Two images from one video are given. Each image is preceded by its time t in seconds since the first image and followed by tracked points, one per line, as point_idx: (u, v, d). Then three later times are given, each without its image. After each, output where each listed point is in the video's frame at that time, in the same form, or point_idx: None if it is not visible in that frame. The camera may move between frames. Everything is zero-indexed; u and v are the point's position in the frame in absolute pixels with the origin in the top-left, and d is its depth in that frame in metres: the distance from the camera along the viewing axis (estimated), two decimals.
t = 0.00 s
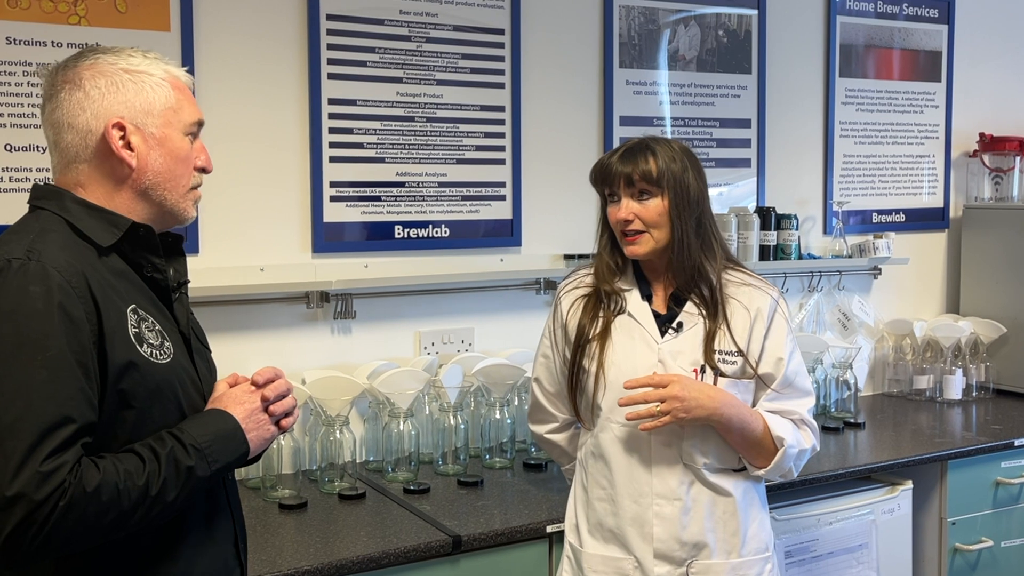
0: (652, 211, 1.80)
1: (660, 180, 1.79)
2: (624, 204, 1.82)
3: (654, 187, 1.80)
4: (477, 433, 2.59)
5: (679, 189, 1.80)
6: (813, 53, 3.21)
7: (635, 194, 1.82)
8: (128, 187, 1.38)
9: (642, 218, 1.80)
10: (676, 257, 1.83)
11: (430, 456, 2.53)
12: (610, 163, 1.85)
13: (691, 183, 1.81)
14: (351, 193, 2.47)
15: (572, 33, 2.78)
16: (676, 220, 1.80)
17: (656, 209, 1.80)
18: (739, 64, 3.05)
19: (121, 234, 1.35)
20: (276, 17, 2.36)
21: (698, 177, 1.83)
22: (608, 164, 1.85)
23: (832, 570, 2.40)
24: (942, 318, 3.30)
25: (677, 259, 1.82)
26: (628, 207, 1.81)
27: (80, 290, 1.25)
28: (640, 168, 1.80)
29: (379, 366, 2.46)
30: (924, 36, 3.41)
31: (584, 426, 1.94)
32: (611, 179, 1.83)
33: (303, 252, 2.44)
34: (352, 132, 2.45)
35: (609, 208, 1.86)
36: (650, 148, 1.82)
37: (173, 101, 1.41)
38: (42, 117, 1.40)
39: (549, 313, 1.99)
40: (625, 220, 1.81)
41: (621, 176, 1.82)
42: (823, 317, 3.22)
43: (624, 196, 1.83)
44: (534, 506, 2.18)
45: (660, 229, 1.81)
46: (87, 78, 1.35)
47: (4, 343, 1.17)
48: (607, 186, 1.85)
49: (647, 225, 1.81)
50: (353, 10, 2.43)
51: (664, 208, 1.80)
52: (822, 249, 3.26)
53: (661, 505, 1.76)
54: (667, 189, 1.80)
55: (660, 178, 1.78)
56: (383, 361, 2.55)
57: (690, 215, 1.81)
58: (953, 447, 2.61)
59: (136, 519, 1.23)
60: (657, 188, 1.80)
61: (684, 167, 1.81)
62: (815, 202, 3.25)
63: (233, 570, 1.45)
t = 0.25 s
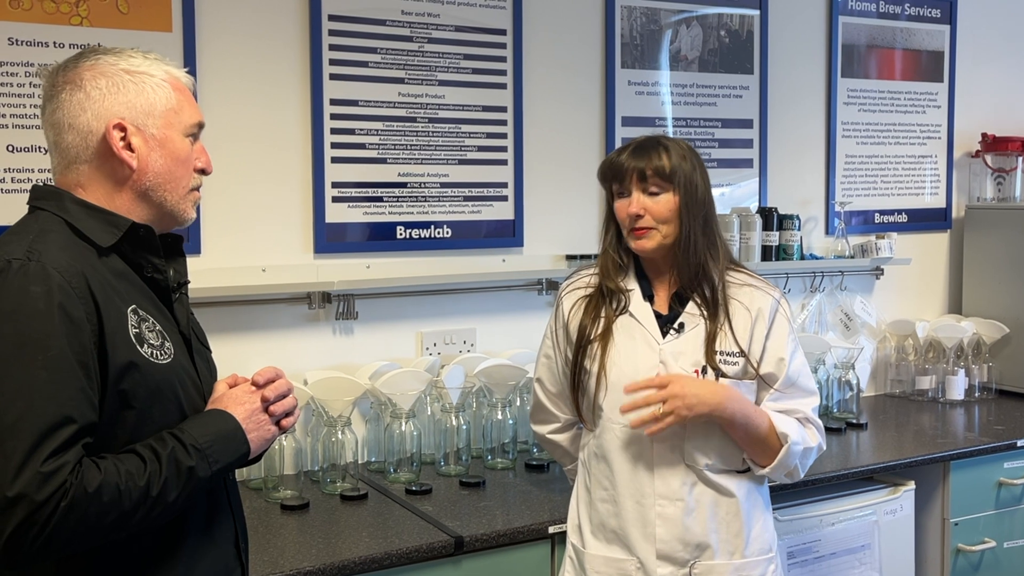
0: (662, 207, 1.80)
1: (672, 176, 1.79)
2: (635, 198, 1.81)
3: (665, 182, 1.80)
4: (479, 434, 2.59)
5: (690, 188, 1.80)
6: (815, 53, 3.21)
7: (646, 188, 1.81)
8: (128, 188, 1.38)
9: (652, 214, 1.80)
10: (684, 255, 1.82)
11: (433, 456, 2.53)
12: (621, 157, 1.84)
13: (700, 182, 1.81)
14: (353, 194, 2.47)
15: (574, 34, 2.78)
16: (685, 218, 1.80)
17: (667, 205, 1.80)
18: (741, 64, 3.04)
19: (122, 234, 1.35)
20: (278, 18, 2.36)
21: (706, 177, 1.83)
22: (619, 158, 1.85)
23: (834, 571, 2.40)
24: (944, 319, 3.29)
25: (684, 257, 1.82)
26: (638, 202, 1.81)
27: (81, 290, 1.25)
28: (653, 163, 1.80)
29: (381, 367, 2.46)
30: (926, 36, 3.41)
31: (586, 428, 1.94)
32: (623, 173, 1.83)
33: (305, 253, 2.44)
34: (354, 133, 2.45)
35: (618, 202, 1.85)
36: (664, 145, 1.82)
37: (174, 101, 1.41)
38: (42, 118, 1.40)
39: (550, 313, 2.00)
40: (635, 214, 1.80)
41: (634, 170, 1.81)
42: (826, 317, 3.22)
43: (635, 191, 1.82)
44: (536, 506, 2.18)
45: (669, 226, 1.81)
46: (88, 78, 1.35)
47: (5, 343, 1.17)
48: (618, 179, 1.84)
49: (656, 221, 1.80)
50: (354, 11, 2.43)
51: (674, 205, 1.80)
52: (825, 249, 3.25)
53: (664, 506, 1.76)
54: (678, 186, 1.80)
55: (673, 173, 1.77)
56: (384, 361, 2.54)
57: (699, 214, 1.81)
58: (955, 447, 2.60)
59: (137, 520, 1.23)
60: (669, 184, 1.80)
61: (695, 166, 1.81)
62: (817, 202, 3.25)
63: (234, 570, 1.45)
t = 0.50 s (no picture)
0: (680, 201, 1.81)
1: (692, 173, 1.82)
2: (653, 190, 1.81)
3: (684, 178, 1.82)
4: (480, 434, 2.59)
5: (703, 186, 1.83)
6: (816, 53, 3.20)
7: (665, 181, 1.82)
8: (126, 186, 1.38)
9: (670, 207, 1.80)
10: (694, 252, 1.84)
11: (434, 457, 2.53)
12: (636, 150, 1.84)
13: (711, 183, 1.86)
14: (354, 194, 2.47)
15: (574, 34, 2.78)
16: (699, 216, 1.83)
17: (685, 200, 1.81)
18: (742, 64, 3.04)
19: (120, 234, 1.35)
20: (278, 18, 2.36)
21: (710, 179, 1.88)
22: (634, 151, 1.85)
23: (835, 571, 2.40)
24: (945, 319, 3.29)
25: (694, 254, 1.84)
26: (656, 194, 1.81)
27: (80, 289, 1.25)
28: (675, 157, 1.81)
29: (382, 367, 2.45)
30: (927, 35, 3.41)
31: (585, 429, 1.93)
32: (640, 164, 1.82)
33: (306, 253, 2.44)
34: (354, 132, 2.45)
35: (630, 194, 1.85)
36: (680, 141, 1.84)
37: (168, 98, 1.40)
38: (37, 121, 1.40)
39: (549, 313, 2.00)
40: (655, 205, 1.80)
41: (655, 162, 1.81)
42: (827, 317, 3.21)
43: (652, 183, 1.82)
44: (537, 506, 2.18)
45: (685, 221, 1.82)
46: (81, 79, 1.34)
47: (4, 342, 1.17)
48: (634, 170, 1.84)
49: (675, 215, 1.81)
50: (355, 10, 2.42)
51: (690, 200, 1.82)
52: (825, 249, 3.25)
53: (664, 506, 1.76)
54: (694, 183, 1.82)
55: (696, 169, 1.80)
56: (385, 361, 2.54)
57: (709, 213, 1.85)
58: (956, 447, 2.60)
59: (136, 520, 1.23)
60: (687, 180, 1.82)
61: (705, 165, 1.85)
62: (818, 202, 3.25)
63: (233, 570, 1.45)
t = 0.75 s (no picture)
0: (664, 211, 1.80)
1: (675, 182, 1.79)
2: (637, 202, 1.82)
3: (668, 187, 1.80)
4: (481, 434, 2.59)
5: (692, 192, 1.81)
6: (817, 53, 3.20)
7: (649, 193, 1.81)
8: (124, 185, 1.38)
9: (654, 217, 1.80)
10: (685, 258, 1.83)
11: (434, 457, 2.53)
12: (626, 158, 1.85)
13: (704, 183, 1.82)
14: (354, 194, 2.47)
15: (574, 34, 2.78)
16: (688, 222, 1.81)
17: (669, 210, 1.80)
18: (742, 64, 3.04)
19: (119, 233, 1.35)
20: (278, 18, 2.36)
21: (709, 178, 1.84)
22: (623, 159, 1.85)
23: (836, 571, 2.40)
24: (946, 319, 3.29)
25: (687, 259, 1.82)
26: (640, 206, 1.81)
27: (78, 289, 1.25)
28: (656, 166, 1.80)
29: (382, 367, 2.45)
30: (928, 35, 3.41)
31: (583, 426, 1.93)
32: (626, 174, 1.83)
33: (306, 253, 2.44)
34: (354, 133, 2.45)
35: (620, 203, 1.86)
36: (665, 146, 1.82)
37: (165, 97, 1.40)
38: (36, 121, 1.40)
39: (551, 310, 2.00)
40: (638, 218, 1.81)
41: (638, 173, 1.81)
42: (827, 317, 3.22)
43: (637, 194, 1.82)
44: (537, 507, 2.17)
45: (671, 230, 1.81)
46: (78, 78, 1.34)
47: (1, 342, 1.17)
48: (621, 180, 1.84)
49: (658, 225, 1.81)
50: (355, 11, 2.42)
51: (676, 209, 1.81)
52: (826, 250, 3.25)
53: (664, 505, 1.76)
54: (681, 189, 1.80)
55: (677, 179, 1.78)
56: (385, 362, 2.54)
57: (702, 217, 1.82)
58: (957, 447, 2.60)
59: (135, 519, 1.23)
60: (672, 190, 1.80)
61: (698, 167, 1.82)
62: (818, 202, 3.25)
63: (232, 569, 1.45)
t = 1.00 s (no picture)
0: (661, 224, 1.80)
1: (670, 195, 1.78)
2: (633, 216, 1.82)
3: (664, 200, 1.79)
4: (481, 434, 2.59)
5: (690, 200, 1.80)
6: (817, 53, 3.20)
7: (645, 206, 1.81)
8: (124, 185, 1.38)
9: (651, 230, 1.81)
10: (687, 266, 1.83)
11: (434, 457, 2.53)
12: (622, 170, 1.84)
13: (701, 190, 1.81)
14: (355, 194, 2.47)
15: (575, 34, 2.78)
16: (687, 232, 1.80)
17: (665, 224, 1.80)
18: (743, 64, 3.04)
19: (119, 234, 1.35)
20: (279, 18, 2.36)
21: (708, 183, 1.83)
22: (620, 171, 1.84)
23: (837, 571, 2.40)
24: (946, 319, 3.29)
25: (688, 266, 1.82)
26: (636, 219, 1.81)
27: (78, 290, 1.25)
28: (651, 179, 1.79)
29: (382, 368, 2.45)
30: (928, 35, 3.41)
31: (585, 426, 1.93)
32: (622, 187, 1.82)
33: (306, 253, 2.44)
34: (355, 133, 2.45)
35: (618, 213, 1.86)
36: (661, 156, 1.80)
37: (165, 97, 1.40)
38: (36, 121, 1.40)
39: (553, 310, 2.00)
40: (634, 232, 1.81)
41: (633, 187, 1.80)
42: (827, 317, 3.22)
43: (633, 207, 1.82)
44: (538, 507, 2.17)
45: (669, 241, 1.81)
46: (78, 79, 1.34)
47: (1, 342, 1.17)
48: (618, 192, 1.84)
49: (655, 237, 1.81)
50: (356, 11, 2.42)
51: (673, 221, 1.80)
52: (826, 250, 3.25)
53: (666, 505, 1.75)
54: (677, 201, 1.79)
55: (671, 194, 1.77)
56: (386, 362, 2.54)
57: (700, 226, 1.81)
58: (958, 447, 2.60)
59: (135, 521, 1.23)
60: (667, 203, 1.79)
61: (695, 175, 1.81)
62: (819, 202, 3.25)
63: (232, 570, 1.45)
